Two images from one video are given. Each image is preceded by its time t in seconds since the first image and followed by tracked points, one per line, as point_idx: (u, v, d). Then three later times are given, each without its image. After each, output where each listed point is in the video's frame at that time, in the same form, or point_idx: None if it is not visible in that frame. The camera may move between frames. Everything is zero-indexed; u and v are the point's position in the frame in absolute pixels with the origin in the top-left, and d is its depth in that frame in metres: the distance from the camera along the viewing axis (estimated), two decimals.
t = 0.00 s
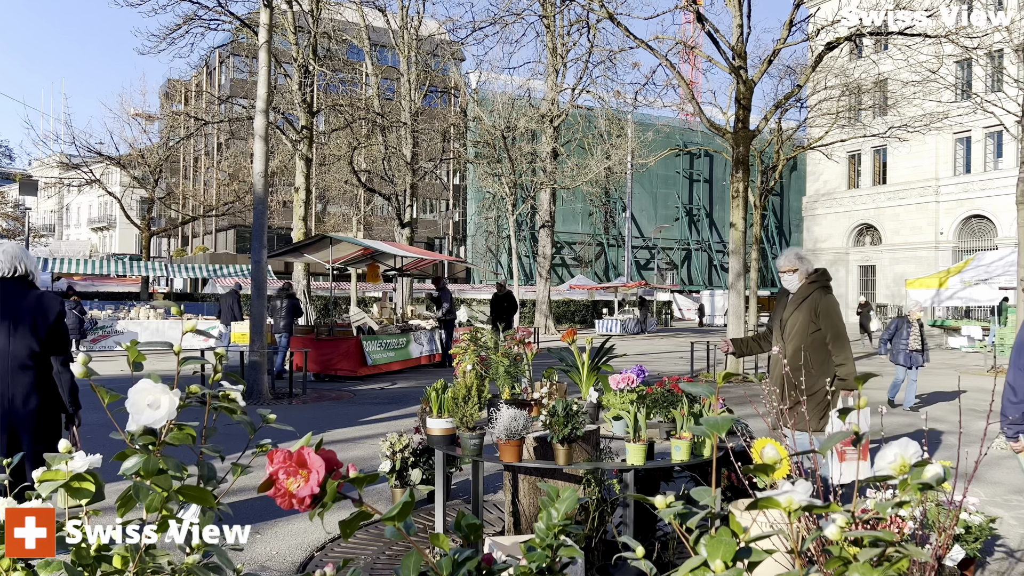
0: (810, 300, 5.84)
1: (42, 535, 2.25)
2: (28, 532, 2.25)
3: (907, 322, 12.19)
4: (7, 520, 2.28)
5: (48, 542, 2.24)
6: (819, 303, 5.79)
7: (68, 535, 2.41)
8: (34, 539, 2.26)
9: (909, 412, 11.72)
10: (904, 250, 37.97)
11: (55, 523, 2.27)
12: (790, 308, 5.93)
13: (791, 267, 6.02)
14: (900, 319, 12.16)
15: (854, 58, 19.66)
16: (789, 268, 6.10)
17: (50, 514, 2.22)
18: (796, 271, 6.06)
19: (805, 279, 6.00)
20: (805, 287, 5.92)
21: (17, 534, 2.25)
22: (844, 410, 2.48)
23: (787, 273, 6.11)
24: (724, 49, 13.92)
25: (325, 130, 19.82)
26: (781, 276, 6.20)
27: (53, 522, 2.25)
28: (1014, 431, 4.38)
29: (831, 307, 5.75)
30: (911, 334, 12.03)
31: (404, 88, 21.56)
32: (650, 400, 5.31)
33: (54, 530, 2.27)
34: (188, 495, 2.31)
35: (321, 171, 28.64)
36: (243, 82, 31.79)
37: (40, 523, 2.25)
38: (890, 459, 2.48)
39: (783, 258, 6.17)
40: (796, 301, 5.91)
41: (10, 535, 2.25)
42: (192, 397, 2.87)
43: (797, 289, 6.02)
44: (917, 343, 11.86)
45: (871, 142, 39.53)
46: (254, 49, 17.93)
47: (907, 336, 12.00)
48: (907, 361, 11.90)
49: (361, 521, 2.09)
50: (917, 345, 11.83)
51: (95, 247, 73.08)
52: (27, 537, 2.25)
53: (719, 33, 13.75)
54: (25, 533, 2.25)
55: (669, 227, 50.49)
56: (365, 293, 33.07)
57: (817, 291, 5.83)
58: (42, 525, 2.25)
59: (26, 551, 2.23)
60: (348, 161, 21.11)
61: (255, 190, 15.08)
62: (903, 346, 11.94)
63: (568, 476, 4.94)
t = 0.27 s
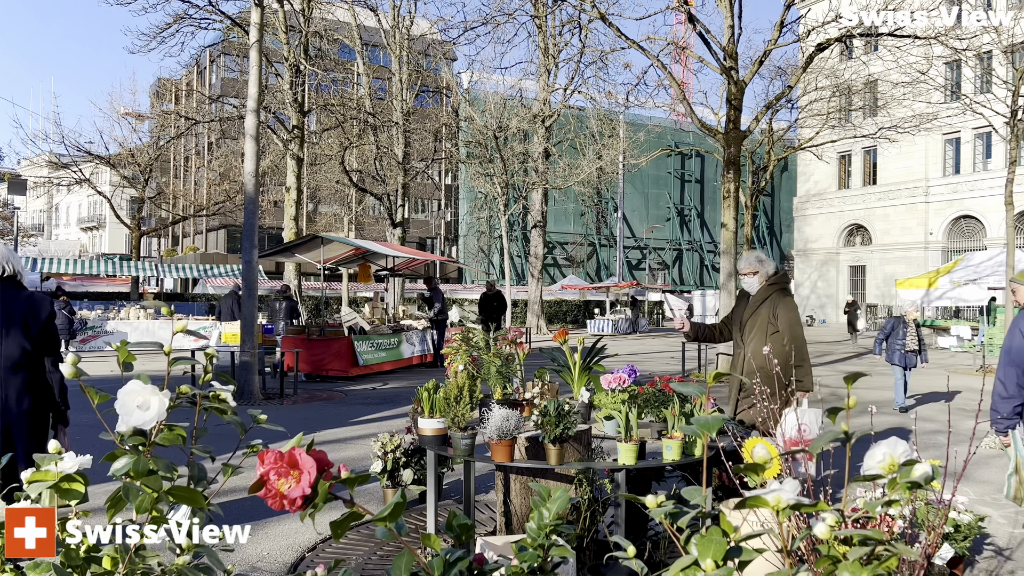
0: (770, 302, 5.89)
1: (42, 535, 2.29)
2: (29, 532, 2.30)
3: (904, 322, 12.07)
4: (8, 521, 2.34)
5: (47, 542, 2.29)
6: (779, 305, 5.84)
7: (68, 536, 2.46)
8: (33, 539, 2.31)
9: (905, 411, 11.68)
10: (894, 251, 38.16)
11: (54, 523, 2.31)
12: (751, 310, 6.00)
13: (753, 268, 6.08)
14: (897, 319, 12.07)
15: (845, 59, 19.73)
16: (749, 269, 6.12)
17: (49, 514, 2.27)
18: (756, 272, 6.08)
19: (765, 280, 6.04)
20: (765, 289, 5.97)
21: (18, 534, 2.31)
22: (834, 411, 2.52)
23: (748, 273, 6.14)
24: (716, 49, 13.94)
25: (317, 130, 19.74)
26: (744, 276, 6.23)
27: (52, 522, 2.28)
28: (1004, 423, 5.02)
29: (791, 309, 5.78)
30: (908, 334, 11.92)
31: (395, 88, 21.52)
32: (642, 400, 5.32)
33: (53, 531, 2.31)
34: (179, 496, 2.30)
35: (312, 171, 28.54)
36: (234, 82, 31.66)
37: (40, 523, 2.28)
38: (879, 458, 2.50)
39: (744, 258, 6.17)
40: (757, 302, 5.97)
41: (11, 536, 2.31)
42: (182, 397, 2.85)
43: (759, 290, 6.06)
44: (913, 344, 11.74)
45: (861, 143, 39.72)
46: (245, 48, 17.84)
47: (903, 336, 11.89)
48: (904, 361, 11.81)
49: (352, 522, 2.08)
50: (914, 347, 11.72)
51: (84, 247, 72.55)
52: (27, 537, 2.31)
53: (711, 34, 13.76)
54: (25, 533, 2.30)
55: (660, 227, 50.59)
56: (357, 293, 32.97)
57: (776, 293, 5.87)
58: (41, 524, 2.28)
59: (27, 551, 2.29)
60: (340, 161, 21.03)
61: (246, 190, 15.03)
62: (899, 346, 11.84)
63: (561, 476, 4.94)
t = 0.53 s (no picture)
0: (720, 305, 6.02)
1: (42, 534, 2.24)
2: (29, 532, 2.24)
3: (899, 323, 12.08)
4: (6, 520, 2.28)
5: (48, 541, 2.24)
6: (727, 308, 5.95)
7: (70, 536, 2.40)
8: (34, 539, 2.25)
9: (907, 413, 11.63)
10: (884, 251, 38.35)
11: (54, 522, 2.26)
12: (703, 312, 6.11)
13: (706, 272, 6.22)
14: (892, 320, 12.08)
15: (835, 60, 19.80)
16: (702, 272, 6.24)
17: (50, 513, 2.22)
18: (709, 275, 6.20)
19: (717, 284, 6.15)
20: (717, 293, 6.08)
21: (18, 534, 2.25)
22: (823, 411, 2.52)
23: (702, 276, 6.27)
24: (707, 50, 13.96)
25: (308, 130, 19.68)
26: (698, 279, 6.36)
27: (52, 523, 2.24)
28: (990, 411, 5.20)
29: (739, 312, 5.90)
30: (903, 335, 11.95)
31: (387, 88, 21.50)
32: (633, 400, 5.32)
33: (53, 531, 2.26)
34: (167, 498, 2.29)
35: (303, 171, 28.47)
36: (224, 81, 31.56)
37: (39, 522, 2.23)
38: (868, 459, 2.51)
39: (698, 260, 6.32)
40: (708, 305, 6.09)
41: (11, 536, 2.25)
42: (172, 399, 2.84)
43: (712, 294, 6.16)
44: (907, 345, 11.80)
45: (851, 143, 39.90)
46: (236, 47, 17.77)
47: (897, 337, 11.94)
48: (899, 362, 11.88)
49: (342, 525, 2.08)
50: (908, 349, 11.77)
51: (74, 247, 72.18)
52: (27, 537, 2.25)
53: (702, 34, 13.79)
54: (25, 532, 2.24)
55: (652, 227, 50.71)
56: (348, 293, 32.93)
57: (727, 295, 5.99)
58: (41, 525, 2.23)
59: (25, 551, 2.23)
60: (331, 161, 20.98)
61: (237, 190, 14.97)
62: (894, 348, 11.89)
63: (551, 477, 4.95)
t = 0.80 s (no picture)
0: (681, 303, 6.16)
1: (43, 535, 2.22)
2: (28, 532, 2.21)
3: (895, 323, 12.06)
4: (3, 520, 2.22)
5: (48, 541, 2.21)
6: (688, 305, 6.10)
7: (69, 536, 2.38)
8: (33, 539, 2.22)
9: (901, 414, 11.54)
10: (875, 251, 38.53)
11: (54, 522, 2.24)
12: (663, 311, 6.25)
13: (663, 270, 6.33)
14: (887, 320, 12.09)
15: (825, 61, 19.88)
16: (658, 271, 6.34)
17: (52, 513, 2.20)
18: (665, 274, 6.30)
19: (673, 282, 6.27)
20: (676, 291, 6.21)
21: (17, 533, 2.20)
22: (812, 411, 2.50)
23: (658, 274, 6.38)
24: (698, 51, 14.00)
25: (299, 129, 19.62)
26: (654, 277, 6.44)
27: (54, 521, 2.22)
28: (972, 404, 5.34)
29: (700, 309, 6.06)
30: (898, 335, 11.97)
31: (378, 87, 21.47)
32: (623, 400, 5.32)
33: (52, 530, 2.24)
34: (156, 499, 2.27)
35: (294, 170, 28.41)
36: (215, 80, 31.44)
37: (40, 523, 2.21)
38: (855, 458, 2.51)
39: (654, 258, 6.37)
40: (669, 304, 6.23)
41: (10, 536, 2.21)
42: (160, 400, 2.82)
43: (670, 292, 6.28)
44: (903, 345, 11.78)
45: (842, 144, 40.07)
46: (226, 46, 17.70)
47: (892, 338, 11.92)
48: (895, 363, 11.86)
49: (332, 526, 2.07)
50: (903, 348, 11.76)
51: (63, 246, 71.77)
52: (27, 537, 2.21)
53: (693, 35, 13.82)
54: (25, 533, 2.21)
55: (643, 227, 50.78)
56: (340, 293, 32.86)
57: (686, 294, 6.14)
58: (42, 524, 2.21)
59: (25, 551, 2.20)
60: (322, 161, 20.93)
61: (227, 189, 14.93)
62: (890, 348, 11.87)
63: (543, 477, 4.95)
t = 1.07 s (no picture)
0: (642, 302, 6.36)
1: (42, 535, 2.23)
2: (28, 532, 2.22)
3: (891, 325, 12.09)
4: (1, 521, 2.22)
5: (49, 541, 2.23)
6: (650, 305, 6.31)
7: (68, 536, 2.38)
8: (34, 540, 2.24)
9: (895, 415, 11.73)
10: (864, 251, 38.72)
11: (53, 523, 2.26)
12: (625, 310, 6.42)
13: (624, 271, 6.53)
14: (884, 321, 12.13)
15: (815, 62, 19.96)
16: (619, 270, 6.50)
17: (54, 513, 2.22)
18: (626, 274, 6.45)
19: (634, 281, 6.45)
20: (638, 291, 6.40)
21: (17, 533, 2.21)
22: (800, 410, 2.53)
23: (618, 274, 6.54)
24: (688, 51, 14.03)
25: (289, 128, 19.54)
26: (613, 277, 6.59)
27: (54, 522, 2.24)
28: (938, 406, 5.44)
29: (662, 307, 6.30)
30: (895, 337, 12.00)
31: (369, 87, 21.43)
32: (614, 400, 5.31)
33: (52, 529, 2.26)
34: (144, 501, 2.25)
35: (285, 170, 28.32)
36: (206, 79, 31.31)
37: (40, 522, 2.22)
38: (842, 459, 2.53)
39: (615, 258, 6.52)
40: (630, 303, 6.42)
41: (10, 536, 2.22)
42: (147, 400, 2.81)
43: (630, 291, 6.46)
44: (898, 346, 11.78)
45: (832, 144, 40.24)
46: (216, 45, 17.63)
47: (889, 340, 11.96)
48: (891, 365, 12.04)
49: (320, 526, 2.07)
50: (899, 349, 11.80)
51: (51, 246, 71.28)
52: (26, 537, 2.22)
53: (683, 36, 13.85)
54: (25, 532, 2.22)
55: (635, 227, 50.84)
56: (330, 293, 32.77)
57: (648, 292, 6.36)
58: (42, 524, 2.23)
59: (26, 551, 2.22)
60: (313, 160, 20.85)
61: (218, 189, 14.87)
62: (886, 350, 11.93)
63: (535, 476, 4.94)
